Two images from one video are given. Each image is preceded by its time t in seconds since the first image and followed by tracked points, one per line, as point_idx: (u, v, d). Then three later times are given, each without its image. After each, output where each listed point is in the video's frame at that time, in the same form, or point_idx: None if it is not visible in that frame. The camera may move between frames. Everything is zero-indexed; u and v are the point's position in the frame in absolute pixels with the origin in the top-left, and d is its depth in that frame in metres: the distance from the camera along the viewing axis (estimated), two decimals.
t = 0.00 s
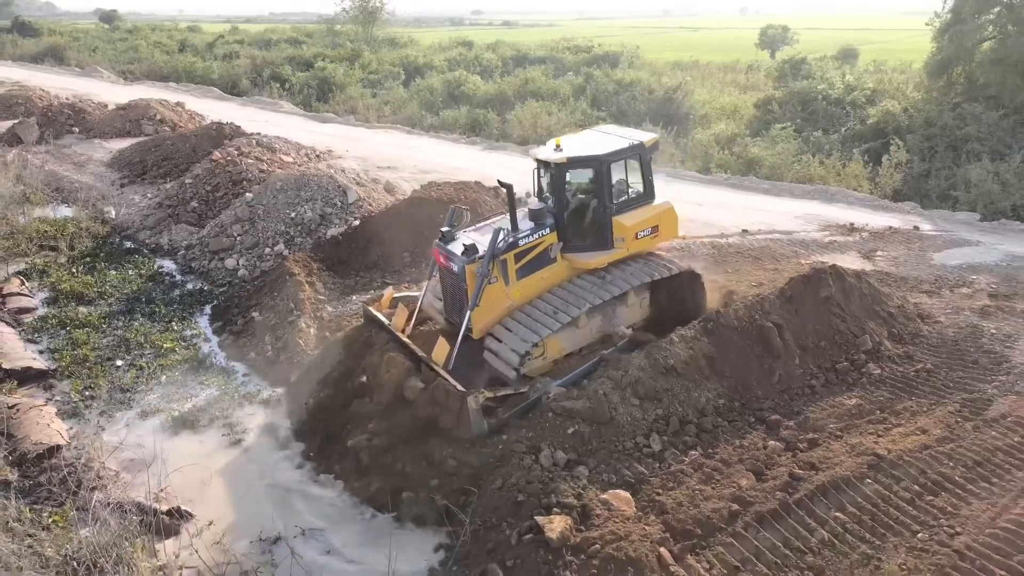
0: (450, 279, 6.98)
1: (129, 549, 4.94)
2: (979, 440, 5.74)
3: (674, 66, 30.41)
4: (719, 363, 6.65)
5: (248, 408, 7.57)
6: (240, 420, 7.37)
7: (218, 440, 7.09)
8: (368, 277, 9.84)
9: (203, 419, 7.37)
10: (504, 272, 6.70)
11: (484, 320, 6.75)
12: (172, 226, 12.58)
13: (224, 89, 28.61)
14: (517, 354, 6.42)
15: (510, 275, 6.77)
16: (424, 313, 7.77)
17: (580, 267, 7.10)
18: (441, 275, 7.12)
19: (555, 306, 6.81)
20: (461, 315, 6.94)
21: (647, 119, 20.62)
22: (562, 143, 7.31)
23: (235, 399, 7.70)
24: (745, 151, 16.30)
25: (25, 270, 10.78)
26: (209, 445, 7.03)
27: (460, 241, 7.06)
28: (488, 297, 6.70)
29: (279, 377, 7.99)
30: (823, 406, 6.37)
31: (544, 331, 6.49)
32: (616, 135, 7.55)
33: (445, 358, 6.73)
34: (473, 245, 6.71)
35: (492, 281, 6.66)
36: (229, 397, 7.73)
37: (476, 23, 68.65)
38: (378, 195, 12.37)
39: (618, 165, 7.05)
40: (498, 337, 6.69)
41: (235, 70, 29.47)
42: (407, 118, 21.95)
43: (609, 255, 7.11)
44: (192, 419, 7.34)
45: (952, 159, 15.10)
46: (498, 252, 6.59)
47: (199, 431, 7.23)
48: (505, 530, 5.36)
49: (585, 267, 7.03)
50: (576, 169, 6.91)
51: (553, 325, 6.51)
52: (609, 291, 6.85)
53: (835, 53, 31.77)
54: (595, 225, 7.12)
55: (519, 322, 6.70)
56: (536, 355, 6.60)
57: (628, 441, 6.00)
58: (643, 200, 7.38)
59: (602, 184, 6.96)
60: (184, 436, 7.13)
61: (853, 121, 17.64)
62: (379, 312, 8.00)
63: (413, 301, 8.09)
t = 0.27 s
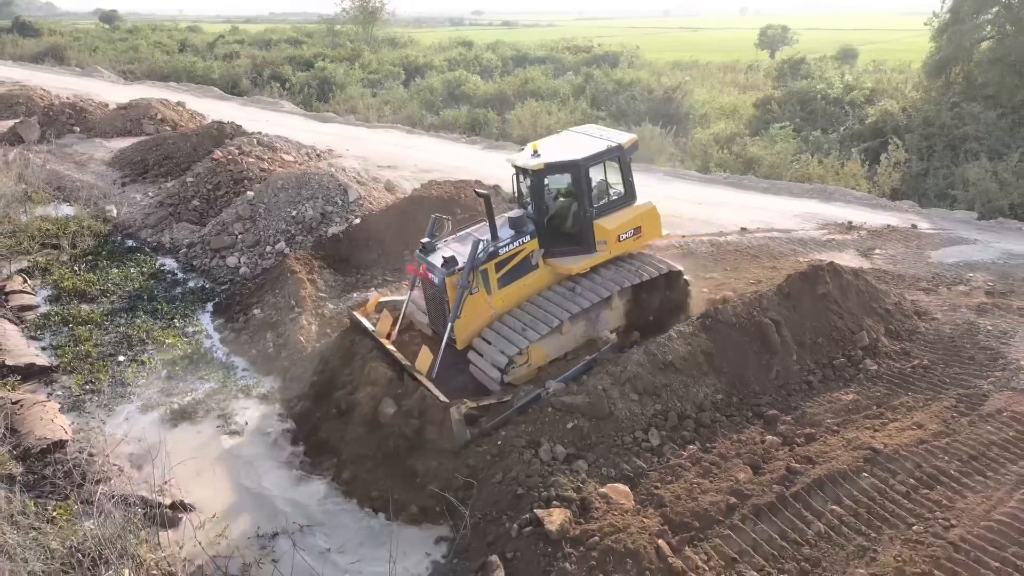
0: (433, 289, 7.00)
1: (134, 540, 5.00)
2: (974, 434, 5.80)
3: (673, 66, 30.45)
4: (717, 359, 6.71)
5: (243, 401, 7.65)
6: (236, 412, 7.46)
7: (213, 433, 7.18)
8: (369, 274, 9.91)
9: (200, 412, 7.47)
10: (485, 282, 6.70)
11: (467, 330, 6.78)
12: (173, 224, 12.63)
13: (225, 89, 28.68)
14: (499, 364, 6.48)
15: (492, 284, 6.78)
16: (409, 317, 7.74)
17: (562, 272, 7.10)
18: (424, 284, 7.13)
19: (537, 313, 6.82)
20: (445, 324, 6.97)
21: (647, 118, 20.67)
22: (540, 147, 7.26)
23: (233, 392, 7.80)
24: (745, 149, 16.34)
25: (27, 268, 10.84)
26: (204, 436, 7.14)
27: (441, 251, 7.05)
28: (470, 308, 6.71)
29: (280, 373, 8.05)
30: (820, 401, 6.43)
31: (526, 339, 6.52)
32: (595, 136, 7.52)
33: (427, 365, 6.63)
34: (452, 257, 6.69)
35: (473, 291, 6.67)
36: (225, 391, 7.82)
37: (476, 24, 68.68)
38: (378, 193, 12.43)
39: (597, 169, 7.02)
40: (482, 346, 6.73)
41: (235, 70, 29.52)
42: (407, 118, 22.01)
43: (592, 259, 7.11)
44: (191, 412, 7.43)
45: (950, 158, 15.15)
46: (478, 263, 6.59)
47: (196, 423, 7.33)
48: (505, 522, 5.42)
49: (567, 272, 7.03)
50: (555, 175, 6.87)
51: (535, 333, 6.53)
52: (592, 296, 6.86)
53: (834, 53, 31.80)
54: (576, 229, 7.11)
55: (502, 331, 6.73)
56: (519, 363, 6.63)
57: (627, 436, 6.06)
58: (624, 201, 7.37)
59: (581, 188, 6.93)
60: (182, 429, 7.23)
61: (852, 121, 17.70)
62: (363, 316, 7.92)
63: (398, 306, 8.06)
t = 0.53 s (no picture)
0: (421, 297, 6.97)
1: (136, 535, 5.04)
2: (973, 431, 5.82)
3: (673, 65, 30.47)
4: (717, 356, 6.74)
5: (240, 396, 7.74)
6: (232, 408, 7.53)
7: (209, 426, 7.27)
8: (370, 272, 9.93)
9: (197, 405, 7.55)
10: (472, 288, 6.66)
11: (457, 337, 6.76)
12: (174, 223, 12.65)
13: (225, 88, 28.71)
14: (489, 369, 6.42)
15: (480, 289, 6.73)
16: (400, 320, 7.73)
17: (551, 275, 7.02)
18: (413, 291, 7.10)
19: (526, 317, 6.75)
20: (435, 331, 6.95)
21: (646, 117, 20.69)
22: (525, 150, 7.16)
23: (230, 386, 7.88)
24: (744, 148, 16.35)
25: (28, 266, 10.86)
26: (199, 430, 7.23)
27: (429, 257, 7.00)
28: (458, 315, 6.69)
29: (280, 370, 8.07)
30: (820, 398, 6.45)
31: (516, 344, 6.46)
32: (581, 136, 7.41)
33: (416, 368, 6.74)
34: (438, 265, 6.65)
35: (461, 298, 6.63)
36: (223, 384, 7.91)
37: (476, 23, 68.70)
38: (379, 192, 12.45)
39: (582, 170, 6.91)
40: (472, 352, 6.70)
41: (235, 69, 29.53)
42: (407, 117, 22.03)
43: (581, 261, 7.01)
44: (186, 406, 7.49)
45: (950, 157, 15.16)
46: (463, 271, 6.54)
47: (192, 417, 7.40)
48: (506, 518, 5.45)
49: (556, 275, 6.95)
50: (539, 178, 6.77)
51: (523, 339, 6.46)
52: (580, 298, 6.77)
53: (834, 53, 31.82)
54: (564, 231, 7.02)
55: (491, 337, 6.69)
56: (508, 369, 6.47)
57: (628, 432, 6.09)
58: (612, 200, 7.26)
59: (567, 191, 6.83)
60: (179, 422, 7.31)
61: (851, 120, 17.72)
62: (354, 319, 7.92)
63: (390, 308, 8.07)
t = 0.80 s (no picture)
0: (417, 298, 6.90)
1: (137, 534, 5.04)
2: (973, 429, 5.82)
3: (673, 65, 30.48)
4: (717, 355, 6.75)
5: (236, 393, 7.75)
6: (228, 405, 7.55)
7: (205, 423, 7.30)
8: (370, 271, 9.93)
9: (192, 401, 7.57)
10: (469, 289, 6.62)
11: (453, 338, 6.70)
12: (175, 222, 12.64)
13: (225, 88, 28.71)
14: (485, 371, 6.39)
15: (476, 290, 6.69)
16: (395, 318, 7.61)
17: (548, 276, 7.00)
18: (408, 292, 7.03)
19: (523, 317, 6.73)
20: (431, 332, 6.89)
21: (647, 117, 20.70)
22: (522, 151, 7.15)
23: (226, 383, 7.89)
24: (744, 147, 16.35)
25: (28, 265, 10.86)
26: (194, 426, 7.25)
27: (425, 258, 6.94)
28: (455, 315, 6.63)
29: (280, 369, 8.08)
30: (820, 396, 6.45)
31: (512, 346, 6.46)
32: (579, 136, 7.39)
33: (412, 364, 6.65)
34: (435, 265, 6.60)
35: (457, 299, 6.59)
36: (220, 381, 7.93)
37: (476, 23, 68.68)
38: (379, 191, 12.45)
39: (579, 171, 6.91)
40: (468, 353, 6.65)
41: (235, 69, 29.52)
42: (407, 117, 22.03)
43: (578, 261, 7.01)
44: (181, 402, 7.51)
45: (950, 156, 15.16)
46: (461, 270, 6.49)
47: (187, 413, 7.42)
48: (506, 516, 5.45)
49: (553, 276, 6.94)
50: (536, 179, 6.77)
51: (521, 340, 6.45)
52: (578, 299, 6.76)
53: (834, 52, 31.82)
54: (561, 232, 7.01)
55: (488, 337, 6.64)
56: (505, 370, 6.56)
57: (628, 431, 6.09)
58: (610, 201, 7.26)
59: (564, 191, 6.82)
60: (173, 418, 7.33)
61: (851, 120, 17.73)
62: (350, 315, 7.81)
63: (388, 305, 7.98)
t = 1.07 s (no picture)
0: (417, 297, 6.88)
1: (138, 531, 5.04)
2: (973, 427, 5.83)
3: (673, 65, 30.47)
4: (718, 353, 6.76)
5: (234, 391, 7.79)
6: (226, 403, 7.59)
7: (203, 419, 7.33)
8: (370, 270, 9.94)
9: (189, 397, 7.60)
10: (470, 287, 6.61)
11: (454, 336, 6.67)
12: (175, 222, 12.64)
13: (225, 88, 28.70)
14: (486, 369, 6.34)
15: (477, 289, 6.68)
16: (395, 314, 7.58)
17: (549, 274, 7.00)
18: (409, 292, 7.01)
19: (524, 316, 6.72)
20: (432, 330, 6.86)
21: (647, 117, 20.70)
22: (523, 150, 7.15)
23: (224, 381, 7.92)
24: (745, 147, 16.36)
25: (29, 264, 10.86)
26: (192, 423, 7.27)
27: (425, 257, 6.91)
28: (456, 313, 6.61)
29: (281, 368, 8.09)
30: (821, 395, 6.46)
31: (514, 343, 6.43)
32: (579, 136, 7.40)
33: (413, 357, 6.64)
34: (436, 263, 6.58)
35: (458, 297, 6.57)
36: (218, 378, 7.97)
37: (476, 23, 68.66)
38: (380, 190, 12.45)
39: (580, 169, 6.92)
40: (469, 351, 6.62)
41: (236, 69, 29.51)
42: (407, 117, 22.03)
43: (579, 260, 7.02)
44: (178, 399, 7.54)
45: (950, 156, 15.16)
46: (462, 268, 6.48)
47: (184, 410, 7.45)
48: (507, 514, 5.45)
49: (554, 274, 6.92)
50: (537, 177, 6.77)
51: (523, 337, 6.43)
52: (579, 297, 6.76)
53: (834, 52, 31.81)
54: (561, 230, 7.01)
55: (489, 336, 6.62)
56: (506, 367, 6.56)
57: (629, 429, 6.10)
58: (611, 200, 7.26)
59: (564, 190, 6.82)
60: (170, 415, 7.35)
61: (852, 119, 17.73)
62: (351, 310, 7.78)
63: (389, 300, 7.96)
